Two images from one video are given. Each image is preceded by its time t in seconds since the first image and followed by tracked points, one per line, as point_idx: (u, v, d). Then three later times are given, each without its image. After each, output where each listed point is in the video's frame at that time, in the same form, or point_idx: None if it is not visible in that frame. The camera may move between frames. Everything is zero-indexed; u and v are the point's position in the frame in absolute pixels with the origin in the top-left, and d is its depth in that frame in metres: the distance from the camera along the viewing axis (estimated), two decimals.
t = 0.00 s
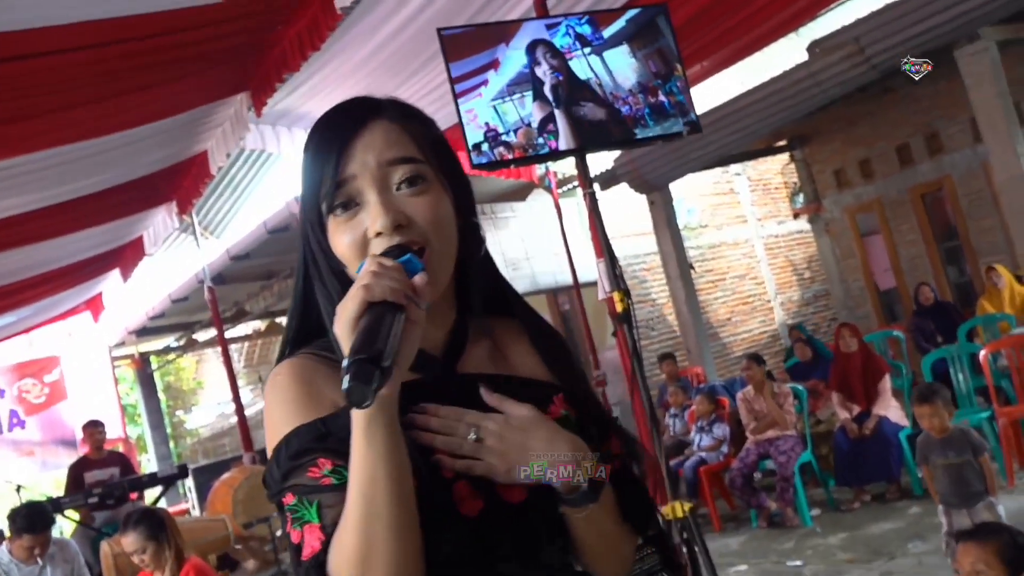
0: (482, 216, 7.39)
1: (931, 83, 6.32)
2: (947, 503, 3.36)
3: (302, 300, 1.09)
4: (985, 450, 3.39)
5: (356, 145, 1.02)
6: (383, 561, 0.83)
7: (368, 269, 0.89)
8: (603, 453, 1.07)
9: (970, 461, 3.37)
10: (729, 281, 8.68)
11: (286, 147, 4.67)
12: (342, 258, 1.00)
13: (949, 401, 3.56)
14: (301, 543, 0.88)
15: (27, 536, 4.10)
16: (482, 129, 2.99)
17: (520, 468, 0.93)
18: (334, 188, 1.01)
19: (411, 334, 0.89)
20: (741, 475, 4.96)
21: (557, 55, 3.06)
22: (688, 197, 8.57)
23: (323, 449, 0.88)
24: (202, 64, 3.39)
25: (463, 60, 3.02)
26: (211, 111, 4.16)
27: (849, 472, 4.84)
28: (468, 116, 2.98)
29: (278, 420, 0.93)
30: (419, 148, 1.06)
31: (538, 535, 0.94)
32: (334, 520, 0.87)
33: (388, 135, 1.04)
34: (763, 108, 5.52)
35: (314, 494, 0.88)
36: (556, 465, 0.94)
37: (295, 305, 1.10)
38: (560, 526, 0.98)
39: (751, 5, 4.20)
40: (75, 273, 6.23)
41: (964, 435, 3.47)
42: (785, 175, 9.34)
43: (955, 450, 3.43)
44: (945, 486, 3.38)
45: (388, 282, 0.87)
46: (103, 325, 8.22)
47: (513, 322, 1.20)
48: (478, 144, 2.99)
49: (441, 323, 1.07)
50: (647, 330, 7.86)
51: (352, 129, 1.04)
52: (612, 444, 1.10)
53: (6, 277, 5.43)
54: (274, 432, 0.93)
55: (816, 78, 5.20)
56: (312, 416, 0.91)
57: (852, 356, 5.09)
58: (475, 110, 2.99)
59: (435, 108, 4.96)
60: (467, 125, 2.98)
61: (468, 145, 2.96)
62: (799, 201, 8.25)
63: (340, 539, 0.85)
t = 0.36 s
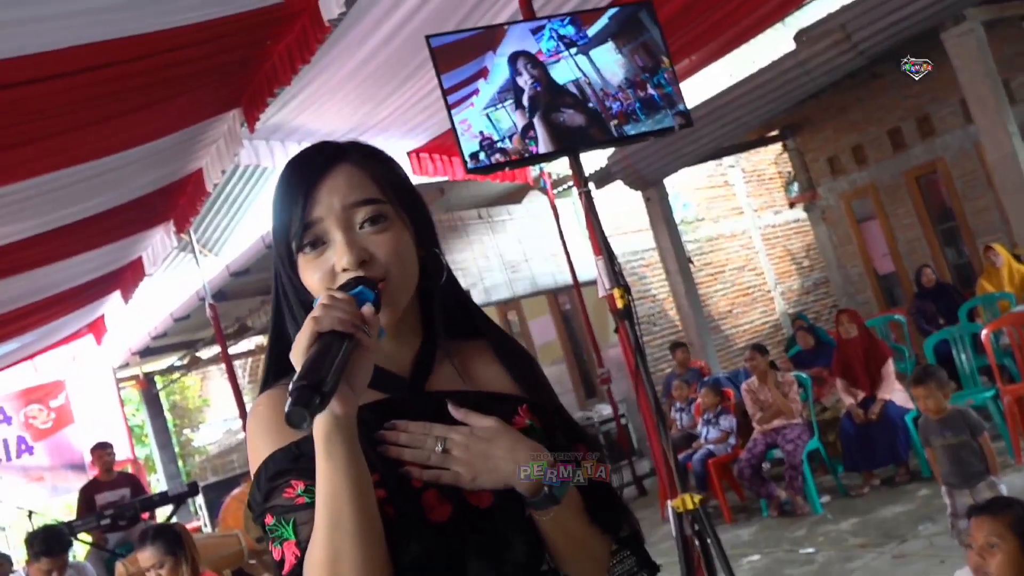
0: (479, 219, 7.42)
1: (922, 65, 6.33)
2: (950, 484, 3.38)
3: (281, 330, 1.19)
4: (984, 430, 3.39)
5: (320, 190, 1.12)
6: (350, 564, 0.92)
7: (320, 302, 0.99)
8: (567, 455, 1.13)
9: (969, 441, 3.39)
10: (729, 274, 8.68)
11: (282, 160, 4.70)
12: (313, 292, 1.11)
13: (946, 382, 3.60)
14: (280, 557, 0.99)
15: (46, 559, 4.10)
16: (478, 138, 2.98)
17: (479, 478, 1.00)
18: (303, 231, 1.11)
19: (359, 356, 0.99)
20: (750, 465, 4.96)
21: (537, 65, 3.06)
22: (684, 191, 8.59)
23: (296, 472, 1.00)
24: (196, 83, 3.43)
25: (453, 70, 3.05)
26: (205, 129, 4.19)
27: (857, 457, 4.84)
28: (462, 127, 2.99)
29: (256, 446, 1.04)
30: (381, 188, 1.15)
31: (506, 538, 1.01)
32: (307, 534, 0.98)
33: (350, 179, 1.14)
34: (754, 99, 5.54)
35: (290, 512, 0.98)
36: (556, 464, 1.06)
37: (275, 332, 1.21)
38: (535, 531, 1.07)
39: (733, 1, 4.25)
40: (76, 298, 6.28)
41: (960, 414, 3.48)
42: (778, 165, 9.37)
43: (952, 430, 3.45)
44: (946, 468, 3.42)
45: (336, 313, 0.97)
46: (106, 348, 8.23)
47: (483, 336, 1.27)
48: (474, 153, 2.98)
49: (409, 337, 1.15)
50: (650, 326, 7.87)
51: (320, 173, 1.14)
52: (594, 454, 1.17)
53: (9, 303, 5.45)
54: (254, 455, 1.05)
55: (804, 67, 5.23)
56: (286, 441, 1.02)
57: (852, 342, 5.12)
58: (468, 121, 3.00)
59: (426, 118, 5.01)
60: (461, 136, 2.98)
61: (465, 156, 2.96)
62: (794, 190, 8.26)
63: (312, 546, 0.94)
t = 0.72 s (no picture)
0: (485, 220, 7.45)
1: (921, 52, 6.32)
2: (963, 470, 3.38)
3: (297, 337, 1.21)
4: (998, 413, 3.40)
5: (329, 203, 1.16)
6: (383, 541, 0.94)
7: (332, 295, 1.03)
8: (581, 443, 1.17)
9: (981, 425, 3.40)
10: (737, 266, 8.68)
11: (288, 168, 4.73)
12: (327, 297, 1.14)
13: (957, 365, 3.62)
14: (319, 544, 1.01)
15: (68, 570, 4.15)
16: (486, 143, 3.00)
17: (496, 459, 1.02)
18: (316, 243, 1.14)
19: (375, 344, 1.02)
20: (763, 457, 4.96)
21: (534, 70, 3.07)
22: (688, 186, 8.59)
23: (328, 463, 1.03)
24: (200, 95, 3.46)
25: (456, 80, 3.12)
26: (211, 140, 4.21)
27: (872, 445, 4.84)
28: (469, 133, 3.02)
29: (288, 444, 1.08)
30: (384, 198, 1.19)
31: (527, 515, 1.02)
32: (341, 518, 1.00)
33: (354, 190, 1.17)
34: (755, 91, 5.54)
35: (326, 500, 1.01)
36: (558, 464, 1.05)
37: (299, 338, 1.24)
38: (553, 511, 1.08)
39: None
40: (88, 312, 6.35)
41: (973, 399, 3.48)
42: (782, 156, 9.36)
43: (965, 414, 3.46)
44: (957, 452, 3.42)
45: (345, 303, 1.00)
46: (119, 361, 8.35)
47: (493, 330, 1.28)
48: (484, 159, 3.00)
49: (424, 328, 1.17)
50: (659, 321, 7.88)
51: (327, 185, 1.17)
52: (595, 454, 1.13)
53: (22, 319, 5.49)
54: (286, 454, 1.08)
55: (805, 57, 5.23)
56: (316, 437, 1.06)
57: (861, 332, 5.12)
58: (476, 127, 3.02)
59: (429, 120, 5.02)
60: (470, 143, 3.00)
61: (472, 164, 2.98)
62: (798, 180, 8.25)
63: (348, 526, 0.97)
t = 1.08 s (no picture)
0: (507, 220, 7.43)
1: (948, 58, 6.28)
2: (982, 480, 3.37)
3: (348, 327, 1.21)
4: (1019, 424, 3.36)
5: (406, 192, 1.14)
6: (455, 509, 0.94)
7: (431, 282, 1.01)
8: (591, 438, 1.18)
9: (1002, 435, 3.37)
10: (758, 270, 8.64)
11: (312, 164, 4.78)
12: (391, 278, 1.09)
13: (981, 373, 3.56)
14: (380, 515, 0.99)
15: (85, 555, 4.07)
16: (514, 144, 3.05)
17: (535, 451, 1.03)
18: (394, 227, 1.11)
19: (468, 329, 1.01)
20: (780, 462, 4.96)
21: (563, 71, 3.07)
22: (711, 188, 8.57)
23: (388, 440, 1.02)
24: (221, 93, 3.50)
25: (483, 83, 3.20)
26: (237, 136, 4.27)
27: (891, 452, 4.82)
28: (497, 135, 3.09)
29: (342, 426, 1.07)
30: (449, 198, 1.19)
31: (559, 512, 1.04)
32: (407, 488, 0.99)
33: (427, 185, 1.17)
34: (780, 95, 5.51)
35: (386, 473, 1.00)
36: (557, 465, 1.04)
37: (348, 325, 1.21)
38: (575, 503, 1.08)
39: None
40: (113, 303, 6.43)
41: (994, 408, 3.45)
42: (806, 160, 9.30)
43: (986, 424, 3.43)
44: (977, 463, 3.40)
45: (441, 286, 1.00)
46: (143, 351, 8.45)
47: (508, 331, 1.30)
48: (511, 160, 3.05)
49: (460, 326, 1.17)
50: (679, 323, 7.88)
51: (405, 177, 1.16)
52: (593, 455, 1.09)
53: (50, 308, 5.58)
54: (336, 440, 1.08)
55: (831, 61, 5.20)
56: (370, 418, 1.06)
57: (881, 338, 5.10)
58: (504, 128, 3.09)
59: (454, 119, 5.06)
60: (497, 144, 3.08)
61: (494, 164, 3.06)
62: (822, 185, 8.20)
63: (419, 495, 0.96)
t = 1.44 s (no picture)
0: (531, 219, 7.49)
1: (983, 81, 6.23)
2: (994, 508, 3.35)
3: (402, 312, 1.18)
4: None
5: (470, 185, 1.15)
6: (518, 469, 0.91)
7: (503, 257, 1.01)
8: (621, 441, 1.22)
9: (1017, 464, 3.35)
10: (780, 283, 8.60)
11: (342, 155, 4.83)
12: (454, 264, 1.10)
13: (1000, 401, 3.54)
14: (433, 480, 0.94)
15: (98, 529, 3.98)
16: (546, 141, 3.09)
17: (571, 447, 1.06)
18: (460, 215, 1.11)
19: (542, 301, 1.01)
20: (791, 476, 4.94)
21: (604, 75, 3.09)
22: (737, 198, 8.55)
23: (445, 409, 0.99)
24: (254, 80, 3.54)
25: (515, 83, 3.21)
26: (271, 121, 4.33)
27: (902, 473, 4.79)
28: (531, 130, 3.12)
29: (397, 398, 1.03)
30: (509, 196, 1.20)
31: (574, 513, 1.06)
32: (465, 450, 0.94)
33: (490, 181, 1.17)
34: (812, 109, 5.50)
35: (443, 438, 0.95)
36: (555, 466, 1.01)
37: (402, 308, 1.18)
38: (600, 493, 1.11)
39: (797, 8, 4.23)
40: (140, 279, 6.54)
41: (1009, 436, 3.43)
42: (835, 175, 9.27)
43: (1000, 452, 3.41)
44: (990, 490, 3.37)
45: (517, 257, 0.99)
46: (165, 328, 8.59)
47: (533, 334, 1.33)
48: (543, 156, 3.10)
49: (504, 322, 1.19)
50: (697, 331, 7.87)
51: (467, 172, 1.17)
52: (595, 453, 1.09)
53: (79, 281, 5.68)
54: (388, 411, 1.04)
55: (865, 77, 5.17)
56: (426, 391, 1.03)
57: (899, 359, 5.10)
58: (539, 125, 3.12)
59: (485, 117, 5.09)
60: (530, 140, 3.12)
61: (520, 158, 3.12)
62: (850, 201, 8.15)
63: (481, 455, 0.92)
